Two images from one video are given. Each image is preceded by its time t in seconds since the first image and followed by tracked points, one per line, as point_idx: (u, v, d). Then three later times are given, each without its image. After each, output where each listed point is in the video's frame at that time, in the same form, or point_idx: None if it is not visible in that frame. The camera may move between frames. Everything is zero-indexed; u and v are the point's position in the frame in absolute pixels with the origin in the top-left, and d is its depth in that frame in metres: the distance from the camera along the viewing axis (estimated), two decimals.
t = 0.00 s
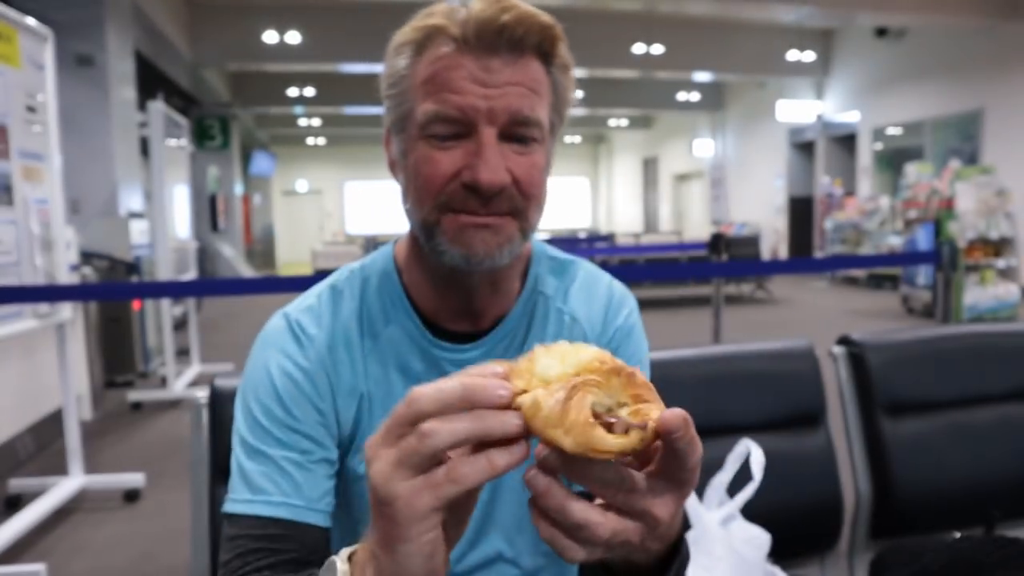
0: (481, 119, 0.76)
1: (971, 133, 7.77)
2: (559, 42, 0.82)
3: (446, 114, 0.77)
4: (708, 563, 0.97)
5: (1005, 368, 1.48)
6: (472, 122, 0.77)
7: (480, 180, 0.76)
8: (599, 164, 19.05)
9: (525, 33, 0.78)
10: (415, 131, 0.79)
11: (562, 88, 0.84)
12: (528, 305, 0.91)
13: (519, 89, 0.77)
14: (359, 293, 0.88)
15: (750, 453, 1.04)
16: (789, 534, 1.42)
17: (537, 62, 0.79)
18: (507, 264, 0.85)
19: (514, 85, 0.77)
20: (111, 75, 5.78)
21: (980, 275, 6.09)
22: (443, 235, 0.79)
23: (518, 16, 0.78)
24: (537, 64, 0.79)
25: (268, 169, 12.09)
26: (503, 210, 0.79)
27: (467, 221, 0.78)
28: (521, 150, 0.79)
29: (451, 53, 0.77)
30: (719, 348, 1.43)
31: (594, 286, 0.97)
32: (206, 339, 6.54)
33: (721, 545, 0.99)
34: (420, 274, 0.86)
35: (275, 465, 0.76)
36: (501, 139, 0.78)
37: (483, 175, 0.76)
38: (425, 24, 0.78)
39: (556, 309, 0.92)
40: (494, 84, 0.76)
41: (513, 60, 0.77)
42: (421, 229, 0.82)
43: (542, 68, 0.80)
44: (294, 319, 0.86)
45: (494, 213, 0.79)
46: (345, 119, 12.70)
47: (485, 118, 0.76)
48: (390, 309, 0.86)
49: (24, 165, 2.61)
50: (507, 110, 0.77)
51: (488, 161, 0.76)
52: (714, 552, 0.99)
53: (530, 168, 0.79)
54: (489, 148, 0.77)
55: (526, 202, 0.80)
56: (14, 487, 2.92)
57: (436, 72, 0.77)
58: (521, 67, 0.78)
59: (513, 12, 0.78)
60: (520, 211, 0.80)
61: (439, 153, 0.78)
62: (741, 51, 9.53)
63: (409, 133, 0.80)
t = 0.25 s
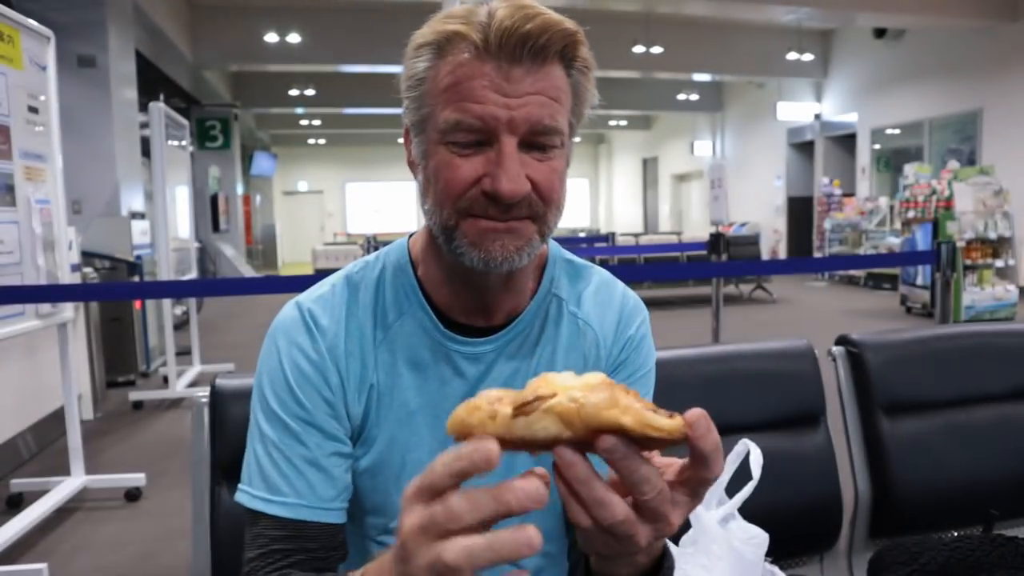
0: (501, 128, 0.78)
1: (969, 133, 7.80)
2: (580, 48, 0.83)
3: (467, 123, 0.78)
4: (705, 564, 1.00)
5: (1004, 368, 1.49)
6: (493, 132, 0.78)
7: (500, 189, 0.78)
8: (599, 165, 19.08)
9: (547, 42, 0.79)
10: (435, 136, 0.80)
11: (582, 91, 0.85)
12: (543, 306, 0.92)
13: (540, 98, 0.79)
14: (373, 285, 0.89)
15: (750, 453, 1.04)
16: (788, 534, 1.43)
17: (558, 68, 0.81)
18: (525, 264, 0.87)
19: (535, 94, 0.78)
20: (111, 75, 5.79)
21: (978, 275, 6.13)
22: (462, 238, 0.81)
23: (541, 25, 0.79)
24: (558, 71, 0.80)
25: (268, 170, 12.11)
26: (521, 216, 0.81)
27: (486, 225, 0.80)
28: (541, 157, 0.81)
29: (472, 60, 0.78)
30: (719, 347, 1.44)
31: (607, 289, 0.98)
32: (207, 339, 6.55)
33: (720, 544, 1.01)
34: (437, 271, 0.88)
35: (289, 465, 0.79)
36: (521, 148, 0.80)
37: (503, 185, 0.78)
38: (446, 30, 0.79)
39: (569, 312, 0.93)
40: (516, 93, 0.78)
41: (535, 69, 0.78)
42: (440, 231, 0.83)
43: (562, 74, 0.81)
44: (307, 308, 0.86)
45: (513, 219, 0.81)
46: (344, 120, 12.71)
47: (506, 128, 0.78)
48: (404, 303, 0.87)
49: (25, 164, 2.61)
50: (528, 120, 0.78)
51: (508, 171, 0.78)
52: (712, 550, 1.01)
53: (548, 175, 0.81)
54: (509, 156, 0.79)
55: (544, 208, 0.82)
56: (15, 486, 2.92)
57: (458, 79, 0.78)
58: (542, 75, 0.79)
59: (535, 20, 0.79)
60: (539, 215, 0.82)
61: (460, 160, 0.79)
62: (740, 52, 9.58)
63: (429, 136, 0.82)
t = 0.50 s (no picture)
0: (504, 136, 0.78)
1: (969, 133, 7.80)
2: (585, 53, 0.82)
3: (470, 131, 0.78)
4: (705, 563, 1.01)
5: (1004, 368, 1.49)
6: (496, 140, 0.78)
7: (502, 197, 0.78)
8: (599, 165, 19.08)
9: (551, 49, 0.79)
10: (439, 142, 0.80)
11: (586, 96, 0.85)
12: (549, 311, 0.92)
13: (543, 107, 0.78)
14: (379, 286, 0.89)
15: (751, 453, 1.04)
16: (787, 534, 1.43)
17: (562, 74, 0.80)
18: (528, 269, 0.87)
19: (538, 103, 0.78)
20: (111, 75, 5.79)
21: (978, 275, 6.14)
22: (465, 244, 0.81)
23: (545, 32, 0.78)
24: (562, 78, 0.80)
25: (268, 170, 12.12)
26: (524, 223, 0.81)
27: (489, 232, 0.80)
28: (544, 164, 0.81)
29: (475, 67, 0.78)
30: (719, 347, 1.44)
31: (613, 295, 0.98)
32: (207, 339, 6.55)
33: (720, 544, 1.02)
34: (442, 273, 0.89)
35: (297, 467, 0.78)
36: (525, 155, 0.79)
37: (506, 193, 0.78)
38: (448, 35, 0.79)
39: (576, 318, 0.93)
40: (519, 102, 0.78)
41: (538, 76, 0.78)
42: (444, 237, 0.83)
43: (567, 81, 0.81)
44: (312, 308, 0.85)
45: (515, 226, 0.81)
46: (344, 120, 12.71)
47: (509, 137, 0.78)
48: (409, 303, 0.87)
49: (25, 164, 2.61)
50: (531, 128, 0.78)
51: (510, 179, 0.78)
52: (713, 550, 1.02)
53: (551, 183, 0.81)
54: (512, 164, 0.79)
55: (548, 215, 0.82)
56: (16, 486, 2.92)
57: (461, 87, 0.78)
58: (545, 84, 0.79)
59: (539, 28, 0.79)
60: (542, 222, 0.82)
61: (463, 167, 0.79)
62: (740, 52, 9.59)
63: (432, 142, 0.82)
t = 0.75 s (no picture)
0: (507, 137, 0.78)
1: (969, 133, 7.80)
2: (588, 53, 0.82)
3: (473, 131, 0.78)
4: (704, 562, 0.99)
5: (1004, 368, 1.49)
6: (499, 141, 0.78)
7: (505, 198, 0.78)
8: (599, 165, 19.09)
9: (555, 48, 0.79)
10: (442, 143, 0.80)
11: (590, 97, 0.85)
12: (550, 312, 0.92)
13: (547, 107, 0.78)
14: (380, 286, 0.89)
15: (750, 453, 1.04)
16: (786, 533, 1.43)
17: (566, 75, 0.80)
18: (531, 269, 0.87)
19: (542, 103, 0.78)
20: (111, 75, 5.79)
21: (978, 275, 6.14)
22: (466, 246, 0.82)
23: (548, 33, 0.78)
24: (566, 78, 0.80)
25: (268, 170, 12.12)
26: (528, 223, 0.81)
27: (492, 233, 0.80)
28: (547, 165, 0.81)
29: (477, 66, 0.78)
30: (718, 347, 1.44)
31: (615, 298, 0.98)
32: (207, 339, 6.55)
33: (720, 543, 1.00)
34: (444, 274, 0.89)
35: (297, 468, 0.78)
36: (528, 156, 0.80)
37: (509, 194, 0.78)
38: (451, 35, 0.79)
39: (578, 320, 0.93)
40: (522, 103, 0.78)
41: (541, 76, 0.78)
42: (446, 237, 0.83)
43: (570, 81, 0.81)
44: (312, 308, 0.85)
45: (518, 227, 0.81)
46: (344, 120, 12.71)
47: (512, 137, 0.78)
48: (410, 303, 0.87)
49: (25, 165, 2.61)
50: (535, 128, 0.78)
51: (514, 180, 0.78)
52: (712, 550, 1.01)
53: (554, 183, 0.80)
54: (515, 165, 0.79)
55: (550, 216, 0.82)
56: (16, 486, 2.92)
57: (464, 86, 0.78)
58: (549, 84, 0.79)
59: (542, 28, 0.79)
60: (545, 223, 0.82)
61: (466, 168, 0.79)
62: (739, 52, 9.59)
63: (434, 143, 0.82)
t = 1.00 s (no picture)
0: (511, 135, 0.78)
1: (969, 133, 7.80)
2: (592, 53, 0.83)
3: (476, 129, 0.78)
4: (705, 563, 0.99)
5: (1004, 368, 1.49)
6: (503, 139, 0.78)
7: (509, 197, 0.78)
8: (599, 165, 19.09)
9: (559, 47, 0.79)
10: (445, 141, 0.80)
11: (592, 97, 0.85)
12: (551, 311, 0.92)
13: (551, 106, 0.78)
14: (381, 286, 0.89)
15: (750, 453, 1.03)
16: (786, 533, 1.43)
17: (570, 73, 0.81)
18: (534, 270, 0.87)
19: (546, 102, 0.78)
20: (110, 75, 5.79)
21: (978, 275, 6.14)
22: (470, 246, 0.81)
23: (552, 32, 0.79)
24: (570, 77, 0.80)
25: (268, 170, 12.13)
26: (531, 223, 0.81)
27: (495, 232, 0.80)
28: (550, 164, 0.80)
29: (481, 65, 0.78)
30: (718, 347, 1.44)
31: (615, 297, 0.98)
32: (208, 338, 6.56)
33: (720, 544, 1.00)
34: (445, 274, 0.89)
35: (297, 467, 0.78)
36: (532, 155, 0.79)
37: (513, 191, 0.77)
38: (454, 34, 0.79)
39: (579, 320, 0.93)
40: (526, 101, 0.78)
41: (546, 74, 0.78)
42: (449, 237, 0.83)
43: (574, 80, 0.81)
44: (313, 307, 0.85)
45: (522, 226, 0.80)
46: (344, 120, 12.72)
47: (516, 135, 0.78)
48: (411, 303, 0.87)
49: (25, 165, 2.61)
50: (538, 127, 0.78)
51: (518, 179, 0.78)
52: (712, 550, 1.00)
53: (557, 182, 0.80)
54: (519, 164, 0.79)
55: (554, 216, 0.82)
56: (16, 486, 2.92)
57: (468, 85, 0.78)
58: (553, 82, 0.79)
59: (547, 27, 0.79)
60: (548, 222, 0.82)
61: (469, 166, 0.79)
62: (739, 51, 9.59)
63: (437, 142, 0.82)
